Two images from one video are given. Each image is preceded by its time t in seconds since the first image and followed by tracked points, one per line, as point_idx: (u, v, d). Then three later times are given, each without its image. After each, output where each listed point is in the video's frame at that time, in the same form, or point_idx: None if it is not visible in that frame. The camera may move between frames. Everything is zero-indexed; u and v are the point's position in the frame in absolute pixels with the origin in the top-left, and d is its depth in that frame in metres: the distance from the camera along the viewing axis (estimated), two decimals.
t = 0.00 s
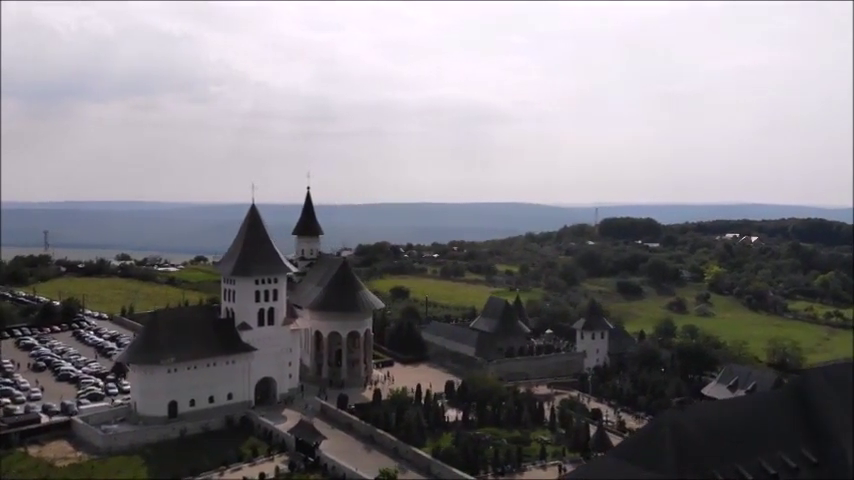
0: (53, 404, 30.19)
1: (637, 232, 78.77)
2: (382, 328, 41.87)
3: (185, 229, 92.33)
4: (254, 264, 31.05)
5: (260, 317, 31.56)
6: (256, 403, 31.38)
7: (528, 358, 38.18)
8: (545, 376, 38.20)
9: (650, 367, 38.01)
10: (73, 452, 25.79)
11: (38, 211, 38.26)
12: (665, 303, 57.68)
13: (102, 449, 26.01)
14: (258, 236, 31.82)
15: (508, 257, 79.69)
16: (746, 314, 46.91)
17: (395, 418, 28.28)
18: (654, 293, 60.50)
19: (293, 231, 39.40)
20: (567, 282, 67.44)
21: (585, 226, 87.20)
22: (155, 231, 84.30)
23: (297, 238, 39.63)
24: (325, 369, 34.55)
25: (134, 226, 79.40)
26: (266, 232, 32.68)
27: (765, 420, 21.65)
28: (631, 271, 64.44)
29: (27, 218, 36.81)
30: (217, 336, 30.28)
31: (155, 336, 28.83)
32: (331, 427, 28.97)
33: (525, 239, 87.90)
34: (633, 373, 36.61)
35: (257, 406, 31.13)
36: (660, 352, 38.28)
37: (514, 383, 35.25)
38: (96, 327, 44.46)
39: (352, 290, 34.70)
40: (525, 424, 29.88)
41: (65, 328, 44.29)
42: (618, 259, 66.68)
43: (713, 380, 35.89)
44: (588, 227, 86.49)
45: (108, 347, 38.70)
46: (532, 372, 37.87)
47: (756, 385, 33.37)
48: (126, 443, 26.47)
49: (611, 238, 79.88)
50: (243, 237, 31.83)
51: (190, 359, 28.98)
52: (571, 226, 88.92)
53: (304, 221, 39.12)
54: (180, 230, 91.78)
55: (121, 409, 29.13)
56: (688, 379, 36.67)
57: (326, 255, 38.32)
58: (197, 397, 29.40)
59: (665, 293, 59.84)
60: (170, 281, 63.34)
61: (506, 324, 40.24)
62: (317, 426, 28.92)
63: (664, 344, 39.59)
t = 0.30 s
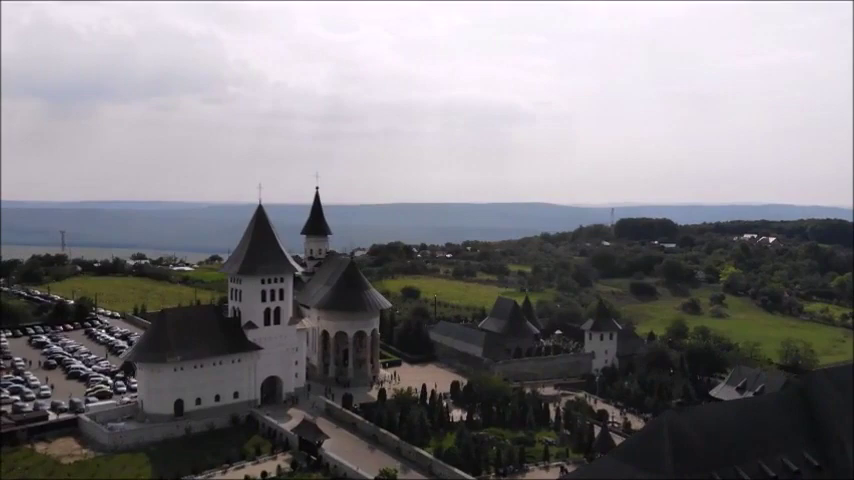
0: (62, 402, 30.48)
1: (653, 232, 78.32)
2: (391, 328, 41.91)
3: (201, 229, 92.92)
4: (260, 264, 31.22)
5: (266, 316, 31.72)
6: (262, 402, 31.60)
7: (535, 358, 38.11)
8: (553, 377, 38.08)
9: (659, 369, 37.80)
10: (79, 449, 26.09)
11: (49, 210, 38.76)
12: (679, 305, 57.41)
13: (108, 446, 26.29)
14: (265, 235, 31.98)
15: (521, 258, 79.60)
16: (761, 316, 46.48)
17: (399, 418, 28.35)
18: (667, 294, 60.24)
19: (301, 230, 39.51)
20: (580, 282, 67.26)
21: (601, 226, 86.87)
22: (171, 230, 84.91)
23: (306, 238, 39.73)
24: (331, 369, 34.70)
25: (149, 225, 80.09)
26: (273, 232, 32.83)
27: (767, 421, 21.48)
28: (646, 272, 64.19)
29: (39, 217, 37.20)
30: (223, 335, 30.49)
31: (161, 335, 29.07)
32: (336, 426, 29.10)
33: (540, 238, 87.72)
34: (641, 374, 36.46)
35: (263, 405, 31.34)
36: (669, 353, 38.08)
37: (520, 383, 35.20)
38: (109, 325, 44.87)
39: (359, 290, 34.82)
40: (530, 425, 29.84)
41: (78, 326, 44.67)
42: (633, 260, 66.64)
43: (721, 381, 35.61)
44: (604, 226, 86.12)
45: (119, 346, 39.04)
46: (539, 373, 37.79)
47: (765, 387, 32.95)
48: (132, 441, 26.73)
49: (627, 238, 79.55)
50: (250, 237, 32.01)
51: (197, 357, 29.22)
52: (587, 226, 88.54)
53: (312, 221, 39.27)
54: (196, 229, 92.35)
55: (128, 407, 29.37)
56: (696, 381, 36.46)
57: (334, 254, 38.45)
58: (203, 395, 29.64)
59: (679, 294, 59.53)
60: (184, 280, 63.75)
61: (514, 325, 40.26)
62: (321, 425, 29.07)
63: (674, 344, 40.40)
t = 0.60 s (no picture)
0: (71, 400, 30.81)
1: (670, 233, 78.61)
2: (399, 327, 41.90)
3: (217, 228, 93.51)
4: (267, 263, 31.40)
5: (272, 315, 31.89)
6: (268, 400, 31.78)
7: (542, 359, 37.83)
8: (561, 378, 37.84)
9: (669, 371, 37.53)
10: (85, 446, 26.38)
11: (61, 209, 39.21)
12: (693, 307, 57.03)
13: (113, 443, 26.56)
14: (272, 234, 32.16)
15: (534, 258, 79.37)
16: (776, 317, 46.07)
17: (402, 417, 28.40)
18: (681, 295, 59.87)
19: (310, 230, 39.65)
20: (593, 282, 66.98)
21: (617, 227, 86.42)
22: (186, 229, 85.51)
23: (315, 237, 39.86)
24: (338, 368, 34.83)
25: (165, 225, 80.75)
26: (280, 231, 33.04)
27: (768, 424, 21.37)
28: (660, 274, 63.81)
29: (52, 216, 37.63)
30: (229, 334, 30.69)
31: (168, 333, 29.31)
32: (340, 425, 29.22)
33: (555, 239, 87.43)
34: (649, 375, 36.27)
35: (269, 403, 31.52)
36: (679, 354, 37.81)
37: (527, 384, 35.11)
38: (121, 323, 45.25)
39: (366, 290, 34.94)
40: (535, 425, 29.82)
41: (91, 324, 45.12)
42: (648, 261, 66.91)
43: (729, 383, 35.30)
44: (620, 227, 85.64)
45: (130, 344, 39.38)
46: (547, 374, 37.60)
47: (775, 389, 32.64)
48: (137, 439, 26.99)
49: (643, 239, 79.10)
50: (257, 236, 32.22)
51: (203, 355, 29.43)
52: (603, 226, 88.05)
53: (321, 221, 39.41)
54: (212, 229, 92.96)
55: (135, 405, 29.65)
56: (705, 382, 36.18)
57: (342, 254, 38.58)
58: (209, 394, 29.86)
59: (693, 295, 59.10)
60: (198, 279, 64.12)
61: (522, 325, 40.31)
62: (325, 424, 29.20)
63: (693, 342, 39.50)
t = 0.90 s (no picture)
0: (80, 397, 31.14)
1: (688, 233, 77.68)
2: (408, 327, 41.97)
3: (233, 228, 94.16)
4: (273, 263, 31.54)
5: (279, 314, 32.04)
6: (275, 399, 31.95)
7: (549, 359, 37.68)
8: (569, 379, 37.76)
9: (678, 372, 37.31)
10: (91, 443, 26.69)
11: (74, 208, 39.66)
12: (707, 308, 56.64)
13: (119, 441, 26.85)
14: (278, 234, 32.31)
15: (548, 259, 79.18)
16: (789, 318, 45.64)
17: (406, 417, 28.45)
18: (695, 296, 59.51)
19: (319, 230, 39.78)
20: (606, 283, 66.72)
21: (633, 227, 85.95)
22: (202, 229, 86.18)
23: (323, 237, 39.99)
24: (345, 367, 34.95)
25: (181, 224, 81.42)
26: (287, 231, 33.19)
27: (769, 426, 21.21)
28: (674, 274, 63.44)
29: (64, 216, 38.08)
30: (235, 333, 30.87)
31: (174, 332, 29.54)
32: (345, 424, 29.31)
33: (571, 239, 87.12)
34: (657, 377, 36.07)
35: (276, 402, 31.69)
36: (688, 355, 37.58)
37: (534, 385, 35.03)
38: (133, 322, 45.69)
39: (372, 289, 35.04)
40: (539, 426, 29.75)
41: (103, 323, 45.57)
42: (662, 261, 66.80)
43: (738, 385, 35.03)
44: (637, 227, 85.12)
45: (141, 343, 39.72)
46: (554, 374, 37.48)
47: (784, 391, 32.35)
48: (143, 436, 27.25)
49: (659, 239, 78.59)
50: (264, 236, 32.40)
51: (209, 354, 29.64)
52: (620, 226, 87.57)
53: (329, 221, 39.53)
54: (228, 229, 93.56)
55: (142, 402, 29.91)
56: (714, 383, 35.93)
57: (351, 254, 38.71)
58: (216, 392, 30.08)
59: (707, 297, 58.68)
60: (212, 278, 64.50)
61: (530, 326, 40.20)
62: (329, 424, 29.32)
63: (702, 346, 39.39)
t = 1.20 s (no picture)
0: (89, 395, 31.48)
1: (706, 234, 76.96)
2: (417, 327, 42.05)
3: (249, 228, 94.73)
4: (279, 262, 31.73)
5: (285, 313, 32.22)
6: (281, 397, 32.15)
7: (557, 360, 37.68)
8: (577, 379, 37.69)
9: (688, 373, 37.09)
10: (97, 440, 27.00)
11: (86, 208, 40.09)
12: (721, 309, 56.20)
13: (125, 438, 27.14)
14: (285, 234, 32.50)
15: (562, 259, 78.91)
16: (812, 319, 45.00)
17: (410, 416, 28.52)
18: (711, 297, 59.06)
19: (328, 230, 39.92)
20: (620, 283, 66.42)
21: (650, 227, 85.43)
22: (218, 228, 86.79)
23: (332, 237, 40.13)
24: (352, 367, 35.09)
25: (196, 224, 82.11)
26: (294, 231, 33.38)
27: (771, 428, 21.05)
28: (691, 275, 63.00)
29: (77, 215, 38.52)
30: (242, 331, 31.10)
31: (181, 330, 29.81)
32: (349, 423, 29.45)
33: (586, 239, 86.77)
34: (665, 378, 35.91)
35: (282, 400, 31.89)
36: (697, 357, 37.35)
37: (540, 385, 34.98)
38: (145, 320, 46.14)
39: (379, 289, 35.15)
40: (544, 426, 29.72)
41: (116, 321, 46.04)
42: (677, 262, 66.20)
43: (747, 386, 34.78)
44: (653, 227, 84.60)
45: (151, 341, 40.10)
46: (562, 375, 37.42)
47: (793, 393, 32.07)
48: (148, 434, 27.54)
49: (676, 240, 78.01)
50: (270, 236, 32.61)
51: (215, 353, 29.90)
52: (636, 226, 87.08)
53: (338, 221, 39.68)
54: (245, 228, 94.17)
55: (149, 400, 30.22)
56: (723, 384, 35.67)
57: (359, 254, 38.86)
58: (222, 390, 30.34)
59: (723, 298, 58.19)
60: (226, 277, 64.89)
61: (539, 326, 40.16)
62: (334, 422, 29.47)
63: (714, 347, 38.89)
